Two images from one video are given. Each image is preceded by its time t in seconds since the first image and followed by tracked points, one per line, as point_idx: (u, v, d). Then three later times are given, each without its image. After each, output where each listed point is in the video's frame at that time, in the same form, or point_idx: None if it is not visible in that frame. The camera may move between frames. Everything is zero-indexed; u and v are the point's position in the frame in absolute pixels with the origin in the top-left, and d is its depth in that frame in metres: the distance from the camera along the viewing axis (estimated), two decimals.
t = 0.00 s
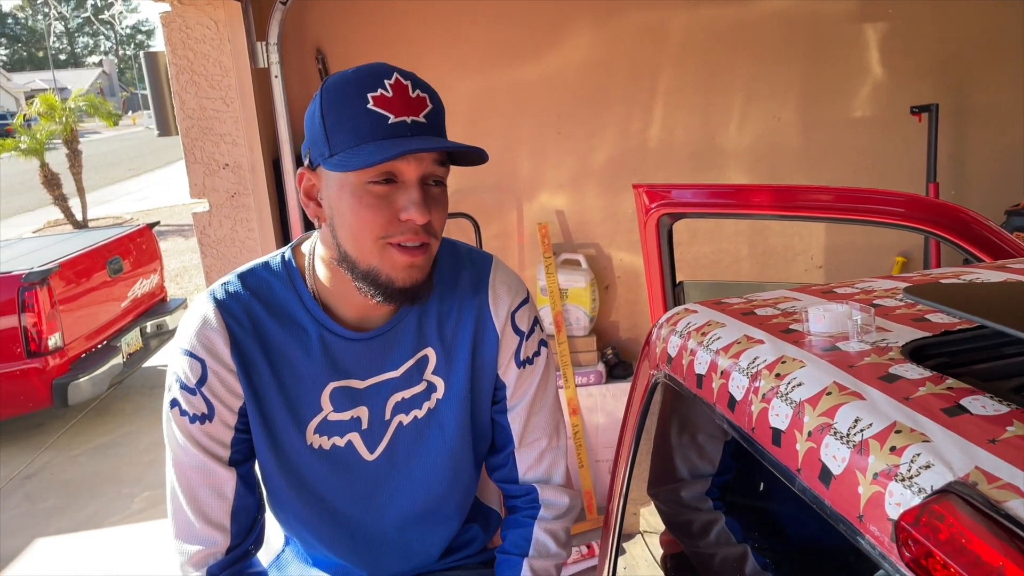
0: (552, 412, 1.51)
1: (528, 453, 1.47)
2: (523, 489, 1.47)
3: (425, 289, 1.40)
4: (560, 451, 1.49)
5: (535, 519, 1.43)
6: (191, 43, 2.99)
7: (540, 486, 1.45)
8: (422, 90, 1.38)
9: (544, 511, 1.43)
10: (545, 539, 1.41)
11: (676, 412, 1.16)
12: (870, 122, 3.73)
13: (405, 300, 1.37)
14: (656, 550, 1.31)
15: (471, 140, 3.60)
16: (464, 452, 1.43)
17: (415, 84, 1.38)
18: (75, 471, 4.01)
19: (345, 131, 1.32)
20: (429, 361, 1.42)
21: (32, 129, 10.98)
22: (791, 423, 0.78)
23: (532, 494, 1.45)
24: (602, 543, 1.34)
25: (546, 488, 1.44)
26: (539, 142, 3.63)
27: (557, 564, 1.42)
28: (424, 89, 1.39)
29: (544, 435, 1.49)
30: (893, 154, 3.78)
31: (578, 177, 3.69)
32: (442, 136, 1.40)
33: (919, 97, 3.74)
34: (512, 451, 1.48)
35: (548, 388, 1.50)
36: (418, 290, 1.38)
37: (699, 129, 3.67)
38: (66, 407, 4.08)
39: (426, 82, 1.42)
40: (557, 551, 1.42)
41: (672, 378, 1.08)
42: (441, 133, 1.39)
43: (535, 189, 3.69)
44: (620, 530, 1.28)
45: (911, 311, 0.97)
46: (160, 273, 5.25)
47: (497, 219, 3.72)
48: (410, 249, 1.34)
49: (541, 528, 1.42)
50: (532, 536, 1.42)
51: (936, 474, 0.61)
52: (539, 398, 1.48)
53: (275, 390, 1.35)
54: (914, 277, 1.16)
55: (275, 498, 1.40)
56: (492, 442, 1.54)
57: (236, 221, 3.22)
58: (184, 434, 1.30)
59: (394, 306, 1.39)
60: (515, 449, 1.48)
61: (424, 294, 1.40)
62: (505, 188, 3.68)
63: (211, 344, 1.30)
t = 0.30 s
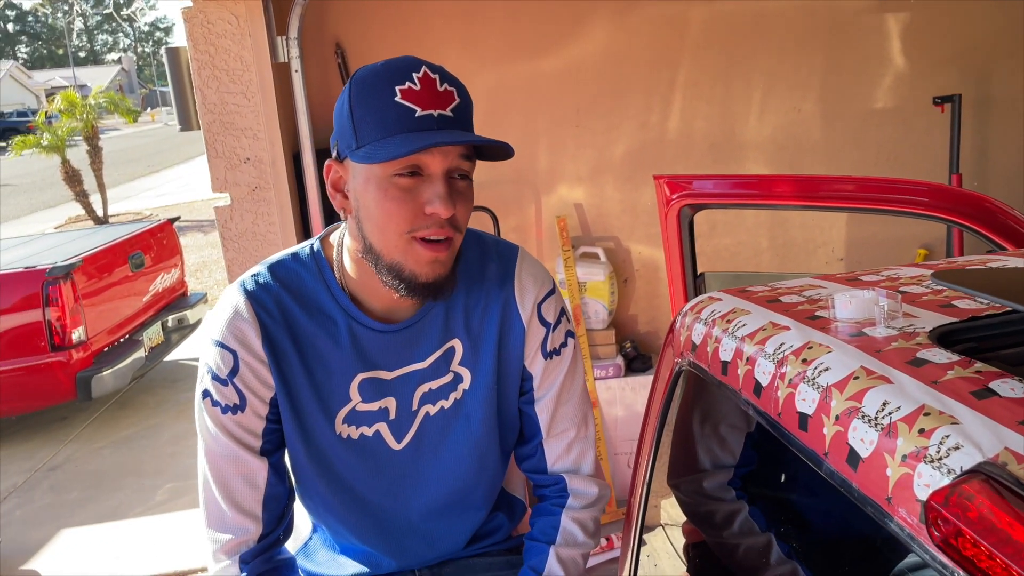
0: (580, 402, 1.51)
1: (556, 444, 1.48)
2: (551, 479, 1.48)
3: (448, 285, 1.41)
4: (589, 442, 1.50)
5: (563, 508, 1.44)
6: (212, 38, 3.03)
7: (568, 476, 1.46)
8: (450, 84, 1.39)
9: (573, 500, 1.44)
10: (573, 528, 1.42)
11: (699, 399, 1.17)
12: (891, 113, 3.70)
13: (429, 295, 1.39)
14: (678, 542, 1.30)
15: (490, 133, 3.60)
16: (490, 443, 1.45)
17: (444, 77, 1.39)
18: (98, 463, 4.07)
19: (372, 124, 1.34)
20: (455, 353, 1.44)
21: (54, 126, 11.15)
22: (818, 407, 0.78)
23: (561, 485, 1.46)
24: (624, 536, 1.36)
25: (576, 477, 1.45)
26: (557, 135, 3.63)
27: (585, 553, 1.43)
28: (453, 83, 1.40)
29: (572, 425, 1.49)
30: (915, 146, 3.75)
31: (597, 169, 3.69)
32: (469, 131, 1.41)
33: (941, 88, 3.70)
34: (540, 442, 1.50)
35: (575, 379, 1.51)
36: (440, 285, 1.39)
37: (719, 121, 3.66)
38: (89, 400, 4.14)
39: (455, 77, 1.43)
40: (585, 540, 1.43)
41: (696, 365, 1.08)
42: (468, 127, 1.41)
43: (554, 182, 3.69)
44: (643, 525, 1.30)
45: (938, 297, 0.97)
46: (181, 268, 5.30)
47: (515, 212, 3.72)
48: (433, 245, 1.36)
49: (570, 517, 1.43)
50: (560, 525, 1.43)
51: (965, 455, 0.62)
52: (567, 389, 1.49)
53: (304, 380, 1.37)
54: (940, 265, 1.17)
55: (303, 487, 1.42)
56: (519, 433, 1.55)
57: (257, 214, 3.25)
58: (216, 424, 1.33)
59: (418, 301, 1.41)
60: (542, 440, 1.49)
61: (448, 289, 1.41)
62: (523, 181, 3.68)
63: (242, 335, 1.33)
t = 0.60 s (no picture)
0: (594, 393, 1.52)
1: (569, 435, 1.49)
2: (565, 469, 1.49)
3: (460, 281, 1.43)
4: (602, 432, 1.51)
5: (577, 497, 1.45)
6: (228, 33, 3.06)
7: (581, 466, 1.47)
8: (466, 79, 1.40)
9: (585, 491, 1.45)
10: (586, 518, 1.44)
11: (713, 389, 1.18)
12: (907, 107, 3.68)
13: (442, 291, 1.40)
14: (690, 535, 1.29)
15: (503, 127, 3.61)
16: (504, 434, 1.47)
17: (459, 72, 1.40)
18: (116, 455, 4.13)
19: (387, 117, 1.35)
20: (470, 345, 1.45)
21: (71, 122, 11.25)
22: (830, 395, 0.79)
23: (575, 475, 1.47)
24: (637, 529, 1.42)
25: (589, 467, 1.46)
26: (571, 129, 3.63)
27: (598, 543, 1.44)
28: (469, 77, 1.40)
29: (585, 417, 1.50)
30: (932, 139, 3.73)
31: (611, 163, 3.69)
32: (484, 126, 1.42)
33: (958, 80, 3.68)
34: (553, 434, 1.50)
35: (589, 370, 1.52)
36: (452, 280, 1.41)
37: (733, 115, 3.64)
38: (107, 392, 4.19)
39: (471, 71, 1.43)
40: (598, 529, 1.44)
41: (710, 355, 1.09)
42: (484, 121, 1.42)
43: (568, 176, 3.69)
44: (655, 517, 1.35)
45: (952, 287, 0.98)
46: (196, 263, 5.35)
47: (528, 206, 3.73)
48: (446, 241, 1.37)
49: (583, 506, 1.44)
50: (574, 514, 1.44)
51: (977, 440, 0.63)
52: (580, 381, 1.50)
53: (320, 371, 1.39)
54: (956, 255, 1.17)
55: (319, 476, 1.44)
56: (533, 425, 1.56)
57: (273, 208, 3.27)
58: (234, 416, 1.34)
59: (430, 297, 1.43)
60: (555, 432, 1.50)
61: (460, 285, 1.43)
62: (537, 175, 3.68)
63: (259, 327, 1.34)
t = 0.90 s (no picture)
0: (607, 385, 1.53)
1: (582, 427, 1.50)
2: (578, 461, 1.50)
3: (468, 271, 1.43)
4: (615, 425, 1.52)
5: (590, 489, 1.46)
6: (243, 28, 3.08)
7: (595, 458, 1.48)
8: (475, 72, 1.41)
9: (599, 482, 1.46)
10: (599, 509, 1.45)
11: (729, 382, 1.18)
12: (922, 102, 3.66)
13: (450, 280, 1.42)
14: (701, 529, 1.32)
15: (516, 122, 3.61)
16: (516, 426, 1.48)
17: (469, 65, 1.41)
18: (132, 447, 4.17)
19: (397, 111, 1.37)
20: (482, 338, 1.46)
21: (86, 117, 11.35)
22: (845, 386, 0.80)
23: (588, 467, 1.48)
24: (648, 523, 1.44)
25: (602, 459, 1.47)
26: (584, 124, 3.63)
27: (611, 534, 1.46)
28: (478, 70, 1.41)
29: (598, 409, 1.51)
30: (946, 134, 3.71)
31: (623, 158, 3.68)
32: (493, 118, 1.42)
33: (973, 75, 3.67)
34: (566, 426, 1.51)
35: (601, 363, 1.52)
36: (462, 271, 1.42)
37: (747, 110, 3.63)
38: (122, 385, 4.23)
39: (481, 64, 1.44)
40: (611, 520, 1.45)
41: (724, 348, 1.10)
42: (492, 114, 1.42)
43: (580, 171, 3.69)
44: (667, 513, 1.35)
45: (968, 280, 0.98)
46: (210, 257, 5.39)
47: (541, 201, 3.73)
48: (454, 230, 1.38)
49: (597, 498, 1.45)
50: (587, 505, 1.45)
51: (992, 431, 0.63)
52: (592, 373, 1.50)
53: (334, 363, 1.41)
54: (972, 247, 1.17)
55: (334, 468, 1.46)
56: (546, 417, 1.57)
57: (287, 203, 3.29)
58: (250, 409, 1.35)
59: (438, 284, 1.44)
60: (568, 424, 1.51)
61: (468, 275, 1.44)
62: (550, 170, 3.69)
63: (273, 320, 1.36)
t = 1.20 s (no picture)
0: (622, 378, 1.53)
1: (597, 420, 1.50)
2: (593, 453, 1.50)
3: (481, 263, 1.44)
4: (630, 417, 1.52)
5: (605, 481, 1.46)
6: (257, 22, 3.09)
7: (609, 451, 1.48)
8: (488, 64, 1.41)
9: (614, 474, 1.47)
10: (615, 501, 1.45)
11: (745, 375, 1.19)
12: (937, 97, 3.64)
13: (461, 272, 1.42)
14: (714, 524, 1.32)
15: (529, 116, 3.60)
16: (531, 419, 1.48)
17: (482, 57, 1.41)
18: (145, 439, 4.21)
19: (409, 102, 1.37)
20: (496, 331, 1.47)
21: (99, 112, 11.44)
22: (865, 378, 0.80)
23: (602, 459, 1.48)
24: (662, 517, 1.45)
25: (617, 451, 1.47)
26: (596, 119, 3.62)
27: (627, 526, 1.46)
28: (492, 63, 1.41)
29: (613, 402, 1.51)
30: (961, 130, 3.69)
31: (636, 153, 3.67)
32: (506, 110, 1.42)
33: (989, 71, 3.64)
34: (581, 418, 1.52)
35: (615, 356, 1.53)
36: (474, 262, 1.42)
37: (761, 104, 3.61)
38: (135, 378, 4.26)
39: (495, 57, 1.44)
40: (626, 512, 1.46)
41: (741, 341, 1.10)
42: (506, 107, 1.42)
43: (592, 166, 3.69)
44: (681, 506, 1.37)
45: (988, 274, 0.98)
46: (223, 251, 5.42)
47: (553, 196, 3.72)
48: (466, 223, 1.39)
49: (611, 490, 1.46)
50: (603, 497, 1.46)
51: (1015, 422, 0.63)
52: (607, 365, 1.51)
53: (350, 356, 1.42)
54: (993, 242, 1.16)
55: (350, 460, 1.47)
56: (560, 409, 1.58)
57: (300, 196, 3.30)
58: (266, 400, 1.36)
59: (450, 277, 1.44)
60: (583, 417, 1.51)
61: (481, 267, 1.45)
62: (562, 165, 3.68)
63: (289, 313, 1.37)
